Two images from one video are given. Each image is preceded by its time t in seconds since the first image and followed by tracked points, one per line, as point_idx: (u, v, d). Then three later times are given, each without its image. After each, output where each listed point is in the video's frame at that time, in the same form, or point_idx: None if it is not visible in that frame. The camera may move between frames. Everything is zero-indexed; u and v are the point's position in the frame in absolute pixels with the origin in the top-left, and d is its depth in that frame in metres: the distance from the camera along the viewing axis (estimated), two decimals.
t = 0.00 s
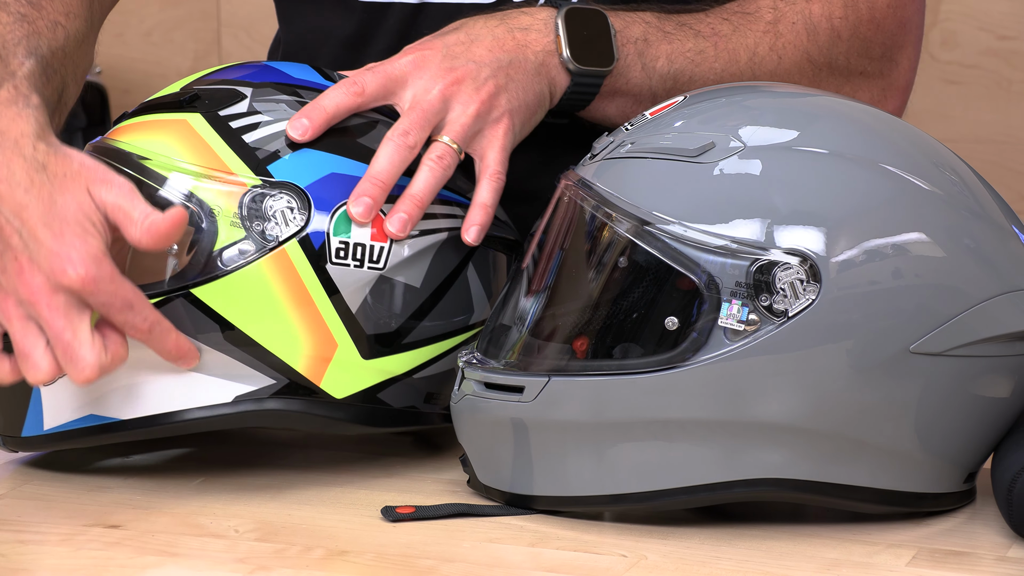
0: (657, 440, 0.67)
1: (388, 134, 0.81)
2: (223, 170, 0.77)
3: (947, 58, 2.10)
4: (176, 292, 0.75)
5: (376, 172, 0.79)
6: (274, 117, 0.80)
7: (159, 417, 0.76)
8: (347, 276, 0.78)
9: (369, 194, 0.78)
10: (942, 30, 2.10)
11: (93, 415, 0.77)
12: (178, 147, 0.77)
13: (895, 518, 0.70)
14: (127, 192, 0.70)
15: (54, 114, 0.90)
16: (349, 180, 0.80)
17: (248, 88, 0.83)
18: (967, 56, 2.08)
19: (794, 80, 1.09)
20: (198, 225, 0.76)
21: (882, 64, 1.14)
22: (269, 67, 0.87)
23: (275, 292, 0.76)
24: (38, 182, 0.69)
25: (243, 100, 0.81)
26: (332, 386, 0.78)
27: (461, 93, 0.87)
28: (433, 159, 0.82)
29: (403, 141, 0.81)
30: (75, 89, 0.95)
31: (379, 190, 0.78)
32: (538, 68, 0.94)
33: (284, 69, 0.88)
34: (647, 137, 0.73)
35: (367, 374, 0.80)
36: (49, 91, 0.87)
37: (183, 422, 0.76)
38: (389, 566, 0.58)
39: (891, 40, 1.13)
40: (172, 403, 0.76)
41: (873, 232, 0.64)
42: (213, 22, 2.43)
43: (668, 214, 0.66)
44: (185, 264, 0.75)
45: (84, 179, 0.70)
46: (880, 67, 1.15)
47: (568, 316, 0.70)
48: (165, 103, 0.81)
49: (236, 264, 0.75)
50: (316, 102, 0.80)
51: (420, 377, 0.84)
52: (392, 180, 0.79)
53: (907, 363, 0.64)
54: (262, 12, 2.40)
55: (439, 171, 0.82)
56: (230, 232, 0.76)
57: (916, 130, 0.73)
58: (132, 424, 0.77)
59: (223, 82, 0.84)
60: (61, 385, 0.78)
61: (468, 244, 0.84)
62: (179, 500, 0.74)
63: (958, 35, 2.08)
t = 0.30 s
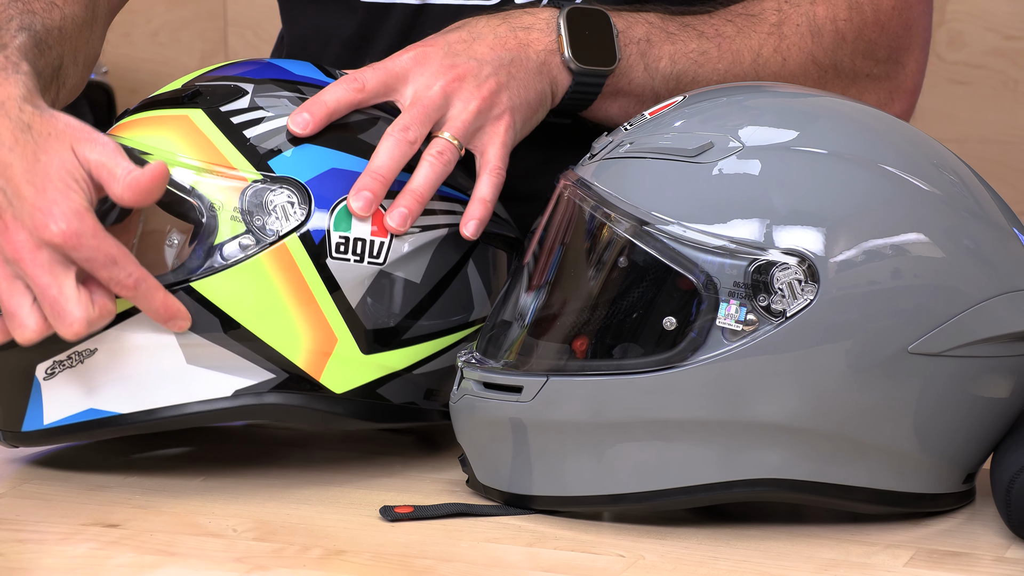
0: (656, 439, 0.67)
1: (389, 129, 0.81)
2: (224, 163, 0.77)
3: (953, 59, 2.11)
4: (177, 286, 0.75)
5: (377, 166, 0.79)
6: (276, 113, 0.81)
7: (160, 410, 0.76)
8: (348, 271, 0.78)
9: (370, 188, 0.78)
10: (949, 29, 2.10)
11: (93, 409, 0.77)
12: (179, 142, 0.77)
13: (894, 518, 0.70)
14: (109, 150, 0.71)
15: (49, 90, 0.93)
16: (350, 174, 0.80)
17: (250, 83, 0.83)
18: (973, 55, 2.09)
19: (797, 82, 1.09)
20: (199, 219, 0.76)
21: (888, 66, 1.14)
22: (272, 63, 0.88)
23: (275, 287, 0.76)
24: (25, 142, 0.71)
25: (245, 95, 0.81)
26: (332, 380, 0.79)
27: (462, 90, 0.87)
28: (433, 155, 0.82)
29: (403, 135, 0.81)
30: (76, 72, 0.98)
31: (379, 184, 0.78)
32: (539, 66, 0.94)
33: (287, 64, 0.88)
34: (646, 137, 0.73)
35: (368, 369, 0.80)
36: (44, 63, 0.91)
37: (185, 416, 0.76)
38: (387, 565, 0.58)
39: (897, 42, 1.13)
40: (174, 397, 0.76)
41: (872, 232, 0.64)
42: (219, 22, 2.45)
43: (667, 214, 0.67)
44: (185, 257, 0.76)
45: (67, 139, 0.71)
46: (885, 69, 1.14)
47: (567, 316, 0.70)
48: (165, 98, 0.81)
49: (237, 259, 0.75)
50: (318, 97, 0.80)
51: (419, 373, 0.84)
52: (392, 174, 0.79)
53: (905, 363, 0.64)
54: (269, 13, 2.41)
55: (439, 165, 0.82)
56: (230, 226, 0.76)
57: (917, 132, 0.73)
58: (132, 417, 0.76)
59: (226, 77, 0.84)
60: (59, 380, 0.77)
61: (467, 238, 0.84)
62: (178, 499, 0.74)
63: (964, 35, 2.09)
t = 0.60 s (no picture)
0: (653, 438, 0.67)
1: (377, 89, 0.87)
2: (213, 123, 0.83)
3: (959, 58, 2.13)
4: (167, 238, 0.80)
5: (364, 120, 0.84)
6: (266, 79, 0.87)
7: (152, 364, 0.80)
8: (338, 224, 0.83)
9: (357, 139, 0.83)
10: (954, 30, 2.13)
11: (85, 369, 0.80)
12: (173, 108, 0.84)
13: (892, 518, 0.70)
14: (53, 174, 0.73)
15: (26, 103, 0.96)
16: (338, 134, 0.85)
17: (241, 56, 0.90)
18: (979, 55, 2.12)
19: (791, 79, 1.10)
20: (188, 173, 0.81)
21: (894, 66, 1.13)
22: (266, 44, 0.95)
23: (266, 241, 0.81)
24: None
25: (236, 66, 0.88)
26: (321, 334, 0.82)
27: (449, 56, 0.92)
28: (419, 111, 0.87)
29: (389, 91, 0.86)
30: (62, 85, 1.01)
31: (366, 136, 0.83)
32: (526, 41, 0.99)
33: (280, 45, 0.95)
34: (644, 137, 0.73)
35: (358, 325, 0.84)
36: (16, 83, 0.93)
37: (177, 369, 0.80)
38: (384, 565, 0.58)
39: (903, 41, 1.11)
40: (163, 350, 0.80)
41: (870, 232, 0.64)
42: (225, 22, 2.45)
43: (664, 213, 0.67)
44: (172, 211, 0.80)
45: (16, 165, 0.73)
46: (893, 69, 1.13)
47: (565, 314, 0.70)
48: (162, 76, 0.88)
49: (225, 211, 0.80)
50: (308, 62, 0.86)
51: (413, 334, 0.87)
52: (379, 126, 0.84)
53: (903, 364, 0.64)
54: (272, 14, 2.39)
55: (423, 118, 0.87)
56: (219, 179, 0.81)
57: (919, 133, 0.73)
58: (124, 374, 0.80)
59: (218, 54, 0.91)
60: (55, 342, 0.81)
61: (449, 182, 0.88)
62: (176, 498, 0.74)
63: (968, 35, 2.12)
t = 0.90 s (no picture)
0: (651, 438, 0.67)
1: (375, 69, 0.89)
2: (213, 103, 0.85)
3: (964, 57, 2.13)
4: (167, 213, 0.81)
5: (362, 100, 0.86)
6: (265, 65, 0.90)
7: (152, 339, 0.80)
8: (336, 201, 0.84)
9: (355, 119, 0.84)
10: (960, 29, 2.14)
11: (83, 347, 0.80)
12: (175, 92, 0.86)
13: (891, 519, 0.70)
14: (37, 173, 0.71)
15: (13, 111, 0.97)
16: (335, 115, 0.87)
17: (242, 46, 0.93)
18: (984, 55, 2.12)
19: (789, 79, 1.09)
20: (189, 151, 0.83)
21: (893, 65, 1.13)
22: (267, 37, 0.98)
23: (265, 218, 0.82)
24: None
25: (237, 54, 0.91)
26: (320, 310, 0.83)
27: (446, 40, 0.94)
28: (416, 92, 0.89)
29: (386, 72, 0.88)
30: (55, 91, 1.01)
31: (363, 116, 0.85)
32: (522, 27, 1.01)
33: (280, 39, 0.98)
34: (642, 137, 0.73)
35: (355, 302, 0.84)
36: None
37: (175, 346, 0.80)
38: (380, 564, 0.58)
39: (902, 41, 1.11)
40: (163, 326, 0.80)
41: (868, 232, 0.64)
42: (232, 22, 2.46)
43: (661, 212, 0.67)
44: (173, 188, 0.82)
45: None
46: (891, 68, 1.13)
47: (563, 314, 0.70)
48: (163, 67, 0.91)
49: (225, 186, 0.82)
50: (307, 46, 0.89)
51: (411, 315, 0.88)
52: (376, 106, 0.86)
53: (900, 364, 0.64)
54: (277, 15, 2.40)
55: (420, 98, 0.88)
56: (218, 156, 0.82)
57: (918, 134, 0.72)
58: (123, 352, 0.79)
59: (220, 45, 0.93)
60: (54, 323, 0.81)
61: (449, 158, 0.90)
62: (174, 497, 0.74)
63: (975, 34, 2.13)
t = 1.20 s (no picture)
0: (649, 438, 0.67)
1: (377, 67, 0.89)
2: (215, 99, 0.85)
3: (971, 58, 2.13)
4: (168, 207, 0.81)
5: (362, 97, 0.86)
6: (266, 62, 0.90)
7: (152, 332, 0.79)
8: (335, 196, 0.84)
9: (355, 115, 0.84)
10: (966, 29, 2.13)
11: (84, 341, 0.80)
12: (175, 88, 0.86)
13: (889, 519, 0.70)
14: (106, 82, 0.75)
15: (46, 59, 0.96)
16: (335, 111, 0.87)
17: (243, 42, 0.92)
18: (990, 55, 2.11)
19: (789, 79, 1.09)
20: (189, 147, 0.83)
21: (895, 66, 1.13)
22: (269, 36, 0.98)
23: (264, 214, 0.82)
24: (31, 67, 0.77)
25: (237, 50, 0.91)
26: (320, 306, 0.83)
27: (447, 39, 0.94)
28: (418, 89, 0.89)
29: (388, 69, 0.88)
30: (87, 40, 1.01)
31: (364, 112, 0.85)
32: (524, 28, 1.01)
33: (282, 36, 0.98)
34: (642, 136, 0.73)
35: (354, 298, 0.84)
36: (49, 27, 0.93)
37: (173, 340, 0.79)
38: (378, 563, 0.58)
39: (904, 42, 1.11)
40: (162, 318, 0.80)
41: (866, 232, 0.64)
42: (238, 21, 2.45)
43: (659, 212, 0.67)
44: (173, 182, 0.82)
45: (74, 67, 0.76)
46: (892, 69, 1.13)
47: (562, 313, 0.70)
48: (165, 63, 0.90)
49: (225, 181, 0.82)
50: (308, 43, 0.89)
51: (411, 312, 0.88)
52: (376, 102, 0.86)
53: (898, 364, 0.64)
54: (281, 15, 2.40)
55: (421, 96, 0.88)
56: (219, 151, 0.83)
57: (918, 134, 0.72)
58: (123, 345, 0.79)
59: (220, 41, 0.93)
60: (53, 317, 0.81)
61: (449, 154, 0.90)
62: (173, 496, 0.74)
63: (980, 34, 2.11)
